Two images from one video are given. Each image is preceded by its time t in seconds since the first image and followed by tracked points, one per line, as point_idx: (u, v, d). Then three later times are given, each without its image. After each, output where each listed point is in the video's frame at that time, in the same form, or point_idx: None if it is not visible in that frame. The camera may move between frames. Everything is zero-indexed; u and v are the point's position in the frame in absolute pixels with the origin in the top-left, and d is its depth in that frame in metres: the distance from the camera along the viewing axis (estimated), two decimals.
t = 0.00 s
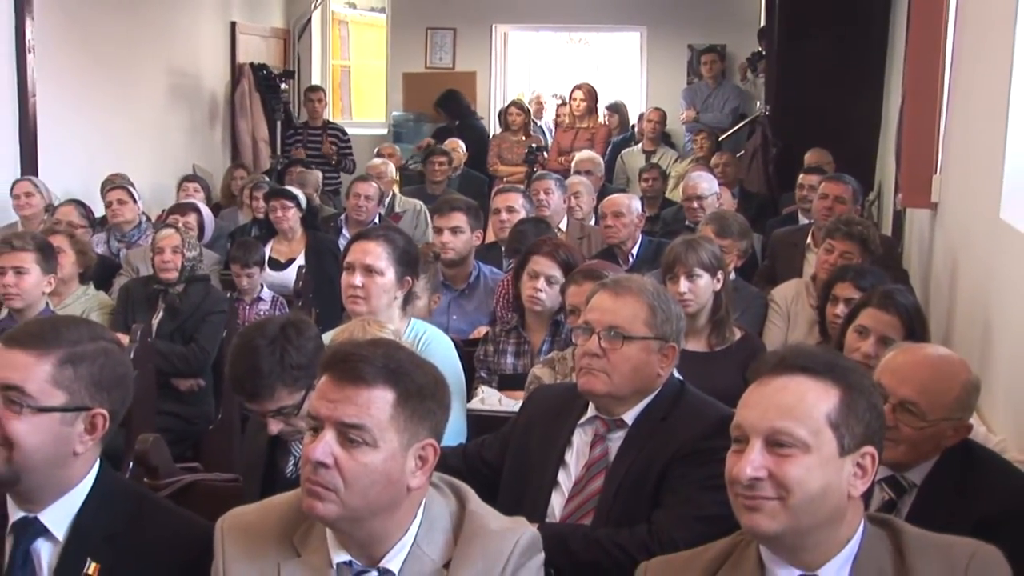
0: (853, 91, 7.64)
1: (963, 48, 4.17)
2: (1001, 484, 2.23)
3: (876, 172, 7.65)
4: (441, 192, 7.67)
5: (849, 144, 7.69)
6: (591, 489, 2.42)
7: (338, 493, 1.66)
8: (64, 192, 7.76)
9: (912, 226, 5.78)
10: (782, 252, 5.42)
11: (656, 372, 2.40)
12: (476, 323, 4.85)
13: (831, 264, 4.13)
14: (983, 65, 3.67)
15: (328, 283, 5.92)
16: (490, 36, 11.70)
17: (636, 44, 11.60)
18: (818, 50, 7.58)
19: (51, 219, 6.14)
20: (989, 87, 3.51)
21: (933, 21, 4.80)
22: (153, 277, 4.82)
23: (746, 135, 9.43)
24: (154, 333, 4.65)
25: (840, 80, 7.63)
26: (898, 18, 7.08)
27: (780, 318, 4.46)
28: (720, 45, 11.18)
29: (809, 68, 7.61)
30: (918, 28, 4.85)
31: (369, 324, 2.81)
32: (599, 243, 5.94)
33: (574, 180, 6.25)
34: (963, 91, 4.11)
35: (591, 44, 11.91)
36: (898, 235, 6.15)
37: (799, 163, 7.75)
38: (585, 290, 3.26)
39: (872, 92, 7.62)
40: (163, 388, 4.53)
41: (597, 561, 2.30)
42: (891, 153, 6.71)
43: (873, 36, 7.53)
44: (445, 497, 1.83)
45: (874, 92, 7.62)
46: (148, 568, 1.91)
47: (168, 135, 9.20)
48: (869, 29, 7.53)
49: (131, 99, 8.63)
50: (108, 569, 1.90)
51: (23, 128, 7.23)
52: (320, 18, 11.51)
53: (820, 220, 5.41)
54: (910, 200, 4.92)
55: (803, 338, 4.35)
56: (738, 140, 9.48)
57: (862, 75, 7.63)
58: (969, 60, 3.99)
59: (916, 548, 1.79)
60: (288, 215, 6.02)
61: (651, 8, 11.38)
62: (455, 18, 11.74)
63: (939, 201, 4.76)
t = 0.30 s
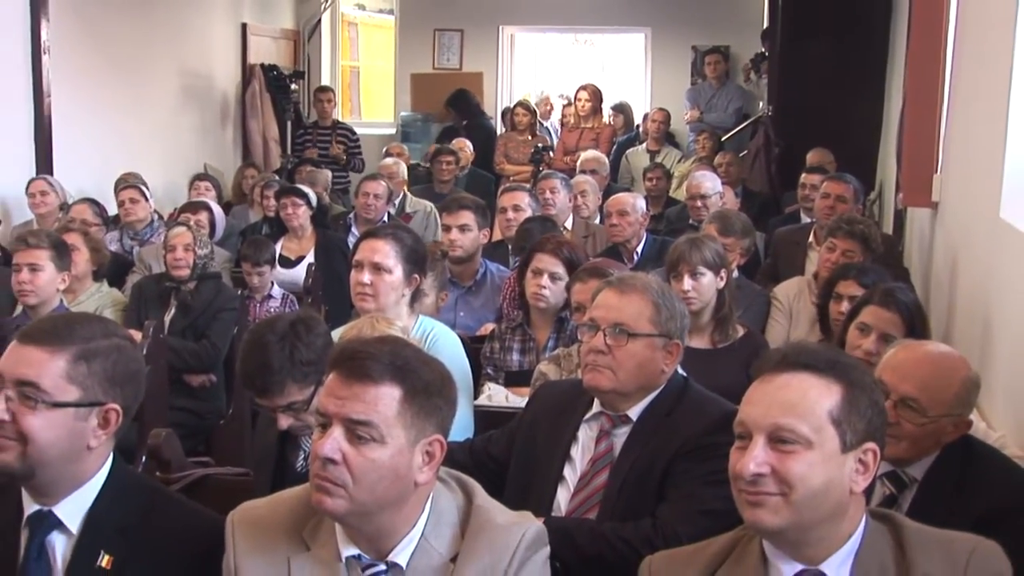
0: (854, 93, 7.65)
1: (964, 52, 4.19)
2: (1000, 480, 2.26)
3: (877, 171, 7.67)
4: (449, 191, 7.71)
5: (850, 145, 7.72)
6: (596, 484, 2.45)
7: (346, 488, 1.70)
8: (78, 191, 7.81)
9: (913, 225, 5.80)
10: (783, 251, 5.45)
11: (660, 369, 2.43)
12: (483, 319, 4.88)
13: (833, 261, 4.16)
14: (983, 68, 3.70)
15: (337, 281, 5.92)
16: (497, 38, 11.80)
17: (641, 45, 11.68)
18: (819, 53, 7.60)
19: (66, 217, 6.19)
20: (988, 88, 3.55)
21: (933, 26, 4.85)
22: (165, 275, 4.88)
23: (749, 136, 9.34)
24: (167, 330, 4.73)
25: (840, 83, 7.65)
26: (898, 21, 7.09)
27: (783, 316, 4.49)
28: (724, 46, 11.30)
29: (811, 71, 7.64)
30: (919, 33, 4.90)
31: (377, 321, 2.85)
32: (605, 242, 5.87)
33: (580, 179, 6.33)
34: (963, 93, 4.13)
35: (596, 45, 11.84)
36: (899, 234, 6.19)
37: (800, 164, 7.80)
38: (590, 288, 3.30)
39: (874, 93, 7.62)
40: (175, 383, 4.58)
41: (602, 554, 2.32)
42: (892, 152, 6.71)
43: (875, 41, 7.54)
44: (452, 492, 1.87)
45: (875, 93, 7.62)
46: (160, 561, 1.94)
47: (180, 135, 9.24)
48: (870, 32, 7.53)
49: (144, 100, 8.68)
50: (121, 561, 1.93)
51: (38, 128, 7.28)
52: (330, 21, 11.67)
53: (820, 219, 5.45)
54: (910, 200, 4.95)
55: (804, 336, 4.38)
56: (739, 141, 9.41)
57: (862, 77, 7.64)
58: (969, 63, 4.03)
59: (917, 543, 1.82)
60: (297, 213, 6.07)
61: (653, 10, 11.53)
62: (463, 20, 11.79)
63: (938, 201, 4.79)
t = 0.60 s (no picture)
0: (853, 93, 7.68)
1: (961, 56, 4.24)
2: (997, 475, 2.30)
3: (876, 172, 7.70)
4: (454, 191, 7.75)
5: (849, 146, 7.76)
6: (598, 479, 2.49)
7: (353, 484, 1.73)
8: (89, 191, 7.87)
9: (910, 224, 5.83)
10: (783, 249, 5.48)
11: (662, 366, 2.47)
12: (488, 317, 4.92)
13: (831, 260, 4.19)
14: (979, 70, 3.75)
15: (344, 279, 5.99)
16: (501, 39, 11.93)
17: (643, 48, 11.78)
18: (818, 53, 7.62)
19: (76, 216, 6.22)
20: (985, 91, 3.59)
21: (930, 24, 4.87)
22: (174, 273, 4.98)
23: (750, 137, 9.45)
24: (176, 327, 4.77)
25: (840, 83, 7.67)
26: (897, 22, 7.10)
27: (783, 314, 4.52)
28: (724, 48, 11.35)
29: (811, 71, 7.66)
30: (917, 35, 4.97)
31: (384, 319, 2.88)
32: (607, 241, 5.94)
33: (585, 178, 6.30)
34: (960, 94, 4.18)
35: (598, 48, 12.06)
36: (897, 233, 6.25)
37: (800, 164, 7.84)
38: (593, 285, 3.33)
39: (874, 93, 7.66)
40: (184, 379, 4.60)
41: (603, 549, 2.36)
42: (891, 151, 6.75)
43: (874, 41, 7.57)
44: (456, 487, 1.91)
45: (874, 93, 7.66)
46: (170, 554, 1.98)
47: (189, 136, 9.28)
48: (869, 33, 7.56)
49: (154, 101, 8.72)
50: (132, 554, 1.97)
51: (49, 128, 7.31)
52: (337, 21, 11.37)
53: (820, 219, 5.48)
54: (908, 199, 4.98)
55: (804, 334, 4.41)
56: (740, 142, 9.48)
57: (862, 78, 7.66)
58: (967, 66, 4.07)
59: (915, 538, 1.86)
60: (304, 212, 6.11)
61: (653, 12, 11.59)
62: (467, 22, 11.93)
63: (935, 201, 4.82)
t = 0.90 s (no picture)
0: (847, 95, 7.53)
1: (953, 60, 4.30)
2: (989, 472, 2.37)
3: (872, 173, 7.57)
4: (455, 191, 7.79)
5: (842, 146, 7.63)
6: (597, 473, 2.53)
7: (357, 479, 1.77)
8: (95, 191, 7.90)
9: (904, 222, 5.89)
10: (778, 247, 5.53)
11: (660, 362, 2.51)
12: (488, 314, 4.96)
13: (826, 258, 4.22)
14: (971, 71, 3.79)
15: (346, 279, 6.03)
16: (501, 42, 12.07)
17: (641, 49, 11.98)
18: (813, 56, 7.41)
19: (82, 216, 6.26)
20: (978, 91, 3.64)
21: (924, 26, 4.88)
22: (179, 272, 5.03)
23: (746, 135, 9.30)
24: (181, 325, 4.82)
25: (833, 85, 7.51)
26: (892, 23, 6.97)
27: (779, 312, 4.55)
28: (721, 49, 11.58)
29: (806, 74, 7.45)
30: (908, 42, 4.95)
31: (385, 316, 2.92)
32: (606, 240, 5.99)
33: (584, 178, 6.38)
34: (953, 95, 4.23)
35: (597, 49, 12.25)
36: (889, 232, 6.33)
37: (795, 164, 7.72)
38: (592, 283, 3.37)
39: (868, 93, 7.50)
40: (189, 376, 4.66)
41: (603, 542, 2.40)
42: (884, 150, 6.82)
43: (868, 46, 7.40)
44: (458, 482, 1.95)
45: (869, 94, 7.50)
46: (176, 548, 2.02)
47: (193, 136, 9.32)
48: (862, 35, 7.38)
49: (159, 102, 8.76)
50: (139, 547, 2.01)
51: (56, 129, 7.36)
52: (339, 26, 11.44)
53: (815, 218, 5.52)
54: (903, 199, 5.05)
55: (799, 331, 4.41)
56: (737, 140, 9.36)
57: (854, 79, 7.49)
58: (958, 67, 4.12)
59: (908, 531, 1.89)
60: (308, 212, 6.14)
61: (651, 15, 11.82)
62: (467, 24, 12.06)
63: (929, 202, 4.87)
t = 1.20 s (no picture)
0: (847, 93, 7.70)
1: (948, 61, 4.37)
2: (984, 467, 2.40)
3: (868, 171, 7.64)
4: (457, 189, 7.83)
5: (841, 147, 7.77)
6: (597, 467, 2.57)
7: (360, 472, 1.81)
8: (104, 188, 7.95)
9: (899, 222, 5.95)
10: (776, 246, 5.56)
11: (659, 358, 2.55)
12: (490, 311, 5.01)
13: (823, 257, 4.25)
14: (968, 72, 3.85)
15: (349, 274, 6.00)
16: (504, 42, 12.24)
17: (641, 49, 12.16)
18: (807, 56, 7.68)
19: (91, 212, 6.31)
20: (976, 91, 3.69)
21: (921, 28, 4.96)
22: (185, 270, 5.12)
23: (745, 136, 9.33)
24: (187, 320, 4.87)
25: (833, 84, 7.70)
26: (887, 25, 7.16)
27: (777, 309, 4.59)
28: (721, 51, 11.76)
29: (803, 73, 7.70)
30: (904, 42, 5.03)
31: (387, 313, 2.97)
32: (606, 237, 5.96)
33: (585, 178, 6.35)
34: (950, 94, 4.28)
35: (598, 50, 12.60)
36: (885, 231, 6.38)
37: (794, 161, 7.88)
38: (592, 280, 3.41)
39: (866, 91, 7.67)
40: (195, 371, 4.66)
41: (603, 535, 2.43)
42: (881, 151, 6.87)
43: (864, 42, 7.59)
44: (460, 476, 1.99)
45: (866, 92, 7.66)
46: (183, 541, 2.06)
47: (201, 135, 9.39)
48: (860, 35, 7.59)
49: (165, 102, 8.81)
50: (147, 539, 2.05)
51: (65, 127, 7.40)
52: (343, 25, 11.77)
53: (813, 218, 5.51)
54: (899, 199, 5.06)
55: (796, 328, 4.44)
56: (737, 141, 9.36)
57: (853, 78, 7.67)
58: (955, 67, 4.17)
59: (904, 527, 1.93)
60: (312, 209, 6.20)
61: (651, 15, 11.98)
62: (471, 24, 12.24)
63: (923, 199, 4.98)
